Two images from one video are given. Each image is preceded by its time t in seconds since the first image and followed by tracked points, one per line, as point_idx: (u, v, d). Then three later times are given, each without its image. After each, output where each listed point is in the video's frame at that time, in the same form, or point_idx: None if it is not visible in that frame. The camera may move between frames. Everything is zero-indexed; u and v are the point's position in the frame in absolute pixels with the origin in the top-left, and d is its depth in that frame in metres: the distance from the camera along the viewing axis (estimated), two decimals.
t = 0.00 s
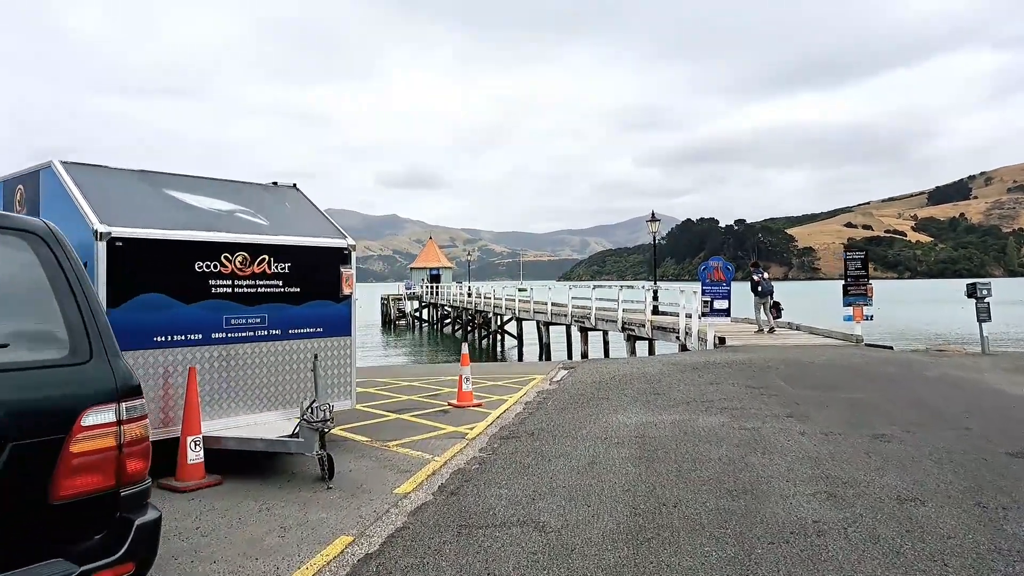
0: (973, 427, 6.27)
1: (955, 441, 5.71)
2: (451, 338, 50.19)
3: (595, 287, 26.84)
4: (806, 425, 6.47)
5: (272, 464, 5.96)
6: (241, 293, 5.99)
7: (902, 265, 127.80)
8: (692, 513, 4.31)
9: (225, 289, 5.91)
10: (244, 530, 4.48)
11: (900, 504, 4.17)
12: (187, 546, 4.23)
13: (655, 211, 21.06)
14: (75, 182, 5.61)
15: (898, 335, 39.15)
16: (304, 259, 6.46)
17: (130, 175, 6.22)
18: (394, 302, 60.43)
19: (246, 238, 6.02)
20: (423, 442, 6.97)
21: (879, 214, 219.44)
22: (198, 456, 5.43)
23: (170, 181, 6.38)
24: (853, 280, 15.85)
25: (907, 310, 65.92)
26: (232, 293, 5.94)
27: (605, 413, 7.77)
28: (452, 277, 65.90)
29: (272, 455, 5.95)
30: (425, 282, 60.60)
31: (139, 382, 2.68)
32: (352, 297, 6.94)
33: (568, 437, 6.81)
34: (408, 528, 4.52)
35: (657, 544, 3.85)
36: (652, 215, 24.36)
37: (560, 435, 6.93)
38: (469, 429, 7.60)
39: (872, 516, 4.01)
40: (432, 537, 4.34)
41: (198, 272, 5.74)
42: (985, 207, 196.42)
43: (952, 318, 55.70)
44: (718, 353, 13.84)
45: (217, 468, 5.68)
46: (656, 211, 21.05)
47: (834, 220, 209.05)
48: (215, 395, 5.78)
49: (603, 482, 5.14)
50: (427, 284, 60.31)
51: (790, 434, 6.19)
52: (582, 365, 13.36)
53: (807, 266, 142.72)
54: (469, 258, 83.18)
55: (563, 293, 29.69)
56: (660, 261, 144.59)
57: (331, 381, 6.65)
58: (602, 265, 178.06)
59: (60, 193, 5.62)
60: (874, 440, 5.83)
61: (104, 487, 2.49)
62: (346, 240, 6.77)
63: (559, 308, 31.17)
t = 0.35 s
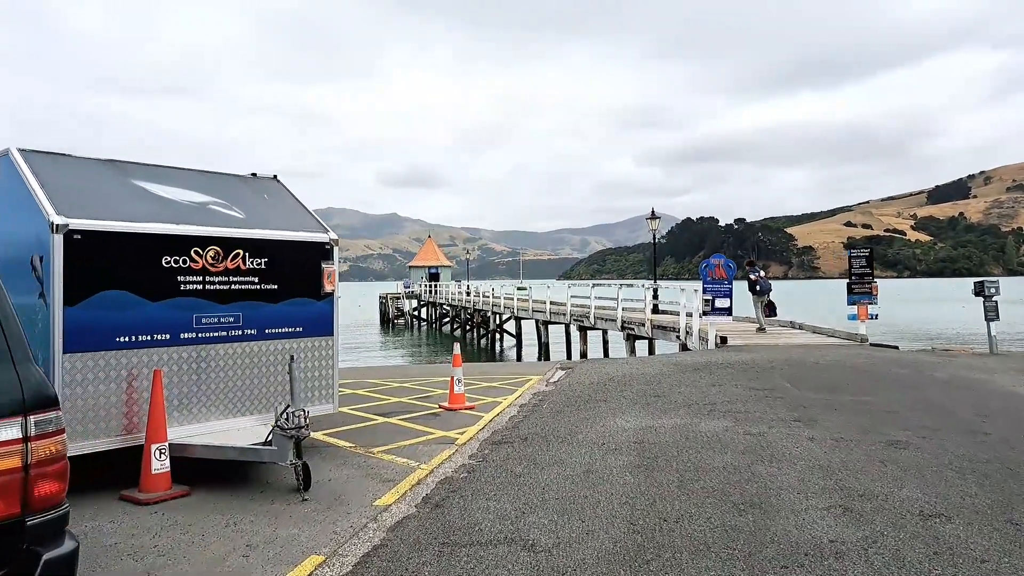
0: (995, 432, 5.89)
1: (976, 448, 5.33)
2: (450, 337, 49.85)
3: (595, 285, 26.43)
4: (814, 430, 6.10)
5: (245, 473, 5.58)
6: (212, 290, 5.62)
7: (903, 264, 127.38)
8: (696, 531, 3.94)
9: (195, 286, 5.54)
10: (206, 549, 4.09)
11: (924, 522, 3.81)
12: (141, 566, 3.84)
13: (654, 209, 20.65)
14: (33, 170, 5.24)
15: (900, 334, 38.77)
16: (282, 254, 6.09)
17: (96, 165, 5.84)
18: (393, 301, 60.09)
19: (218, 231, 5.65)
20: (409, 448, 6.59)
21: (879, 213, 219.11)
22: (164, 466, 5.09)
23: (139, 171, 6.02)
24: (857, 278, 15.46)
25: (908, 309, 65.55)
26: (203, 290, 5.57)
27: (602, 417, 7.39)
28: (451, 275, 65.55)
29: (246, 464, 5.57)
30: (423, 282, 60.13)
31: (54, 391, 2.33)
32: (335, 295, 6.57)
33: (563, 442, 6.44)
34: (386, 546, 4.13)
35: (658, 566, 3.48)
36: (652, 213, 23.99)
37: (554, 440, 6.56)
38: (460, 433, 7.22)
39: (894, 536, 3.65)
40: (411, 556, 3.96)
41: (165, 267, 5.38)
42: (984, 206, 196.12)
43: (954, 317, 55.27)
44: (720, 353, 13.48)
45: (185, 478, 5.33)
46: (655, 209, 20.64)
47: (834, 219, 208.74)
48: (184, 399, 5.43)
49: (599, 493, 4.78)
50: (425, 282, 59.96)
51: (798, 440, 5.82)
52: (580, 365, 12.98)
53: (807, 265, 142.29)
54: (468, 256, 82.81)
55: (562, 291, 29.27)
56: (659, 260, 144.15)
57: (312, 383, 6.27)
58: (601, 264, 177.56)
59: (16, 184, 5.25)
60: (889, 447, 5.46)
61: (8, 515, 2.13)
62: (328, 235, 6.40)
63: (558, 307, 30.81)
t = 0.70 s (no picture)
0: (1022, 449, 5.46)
1: (1004, 468, 4.90)
2: (448, 338, 49.40)
3: (594, 287, 25.99)
4: (826, 445, 5.67)
5: (211, 493, 5.16)
6: (177, 294, 5.21)
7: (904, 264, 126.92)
8: (701, 566, 3.52)
9: (157, 290, 5.12)
10: None
11: (958, 559, 3.38)
12: None
13: (654, 208, 20.22)
14: None
15: (903, 336, 38.31)
16: (254, 255, 5.67)
17: (53, 159, 5.41)
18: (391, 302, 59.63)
19: (182, 231, 5.23)
20: (392, 463, 6.17)
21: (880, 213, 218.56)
22: (120, 487, 4.67)
23: (100, 166, 5.59)
24: (863, 279, 15.03)
25: (910, 309, 65.07)
26: (166, 294, 5.16)
27: (598, 428, 6.97)
28: (450, 276, 65.10)
29: (212, 483, 5.16)
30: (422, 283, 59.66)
31: None
32: (314, 299, 6.16)
33: (556, 457, 6.03)
34: None
35: None
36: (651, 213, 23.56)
37: (547, 455, 6.14)
38: (448, 446, 6.80)
39: None
40: None
41: (123, 270, 4.96)
42: (985, 207, 195.68)
43: (956, 317, 54.73)
44: (721, 357, 13.07)
45: (145, 499, 4.93)
46: (655, 208, 20.21)
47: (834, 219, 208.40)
48: (144, 413, 5.03)
49: (594, 520, 4.36)
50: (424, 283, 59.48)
51: (809, 456, 5.40)
52: (577, 369, 12.55)
53: (807, 265, 141.86)
54: (467, 257, 82.34)
55: (561, 292, 28.82)
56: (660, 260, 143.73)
57: (287, 394, 5.86)
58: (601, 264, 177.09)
59: None
60: (907, 465, 5.04)
61: None
62: (305, 235, 5.99)
63: (556, 308, 30.39)
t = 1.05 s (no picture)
0: None
1: None
2: (446, 337, 49.10)
3: (593, 285, 25.69)
4: (838, 451, 5.38)
5: (186, 503, 4.86)
6: (149, 291, 4.90)
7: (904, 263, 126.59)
8: None
9: (128, 286, 4.82)
10: None
11: None
12: None
13: (654, 205, 19.94)
14: None
15: (905, 335, 38.01)
16: (234, 250, 5.37)
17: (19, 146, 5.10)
18: (389, 301, 59.31)
19: (155, 224, 4.93)
20: (380, 469, 5.87)
21: (880, 212, 218.14)
22: (86, 497, 4.36)
23: (69, 156, 5.28)
24: (868, 277, 14.74)
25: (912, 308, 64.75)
26: (137, 292, 4.86)
27: (597, 432, 6.67)
28: (449, 275, 64.79)
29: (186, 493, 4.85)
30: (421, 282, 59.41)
31: None
32: (299, 297, 5.86)
33: (554, 462, 5.74)
34: None
35: None
36: (651, 211, 23.24)
37: (544, 461, 5.84)
38: (440, 450, 6.50)
39: None
40: None
41: (91, 265, 4.65)
42: (985, 206, 195.49)
43: (959, 317, 54.35)
44: (724, 357, 12.77)
45: (115, 510, 4.63)
46: (655, 205, 19.93)
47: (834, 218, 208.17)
48: (113, 417, 4.72)
49: (594, 534, 4.05)
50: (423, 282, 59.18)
51: (821, 463, 5.10)
52: (576, 369, 12.26)
53: (807, 264, 141.60)
54: (466, 255, 82.04)
55: (560, 291, 28.52)
56: (660, 259, 143.39)
57: (269, 397, 5.56)
58: (602, 263, 176.76)
59: None
60: (926, 472, 4.74)
61: None
62: (289, 229, 5.68)
63: (556, 307, 30.09)
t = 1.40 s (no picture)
0: None
1: None
2: (445, 338, 48.65)
3: (594, 286, 25.22)
4: (863, 468, 4.92)
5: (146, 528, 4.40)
6: (106, 294, 4.44)
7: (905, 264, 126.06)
8: None
9: (82, 288, 4.35)
10: None
11: None
12: None
13: (655, 205, 19.49)
14: None
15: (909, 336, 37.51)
16: (203, 249, 4.90)
17: None
18: (387, 301, 58.83)
19: (113, 220, 4.47)
20: (363, 487, 5.41)
21: (881, 212, 217.58)
22: (27, 525, 3.86)
23: (21, 143, 4.81)
24: (878, 277, 14.30)
25: (914, 309, 64.27)
26: (93, 295, 4.39)
27: (599, 445, 6.22)
28: (447, 274, 64.34)
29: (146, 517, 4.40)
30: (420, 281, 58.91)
31: None
32: (275, 299, 5.39)
33: (552, 481, 5.29)
34: None
35: None
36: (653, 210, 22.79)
37: (541, 478, 5.39)
38: (429, 464, 6.05)
39: None
40: None
41: (38, 265, 4.17)
42: (986, 206, 194.98)
43: (962, 318, 53.80)
44: (730, 360, 12.31)
45: (63, 537, 4.16)
46: (656, 205, 19.47)
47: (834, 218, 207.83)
48: (63, 433, 4.26)
49: (596, 569, 3.59)
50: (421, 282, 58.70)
51: (845, 483, 4.64)
52: (576, 374, 11.80)
53: (808, 265, 141.14)
54: (465, 255, 81.60)
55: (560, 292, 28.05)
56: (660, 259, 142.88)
57: (241, 409, 5.10)
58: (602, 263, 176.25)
59: None
60: (965, 494, 4.28)
61: None
62: (264, 225, 5.21)
63: (555, 307, 29.64)
